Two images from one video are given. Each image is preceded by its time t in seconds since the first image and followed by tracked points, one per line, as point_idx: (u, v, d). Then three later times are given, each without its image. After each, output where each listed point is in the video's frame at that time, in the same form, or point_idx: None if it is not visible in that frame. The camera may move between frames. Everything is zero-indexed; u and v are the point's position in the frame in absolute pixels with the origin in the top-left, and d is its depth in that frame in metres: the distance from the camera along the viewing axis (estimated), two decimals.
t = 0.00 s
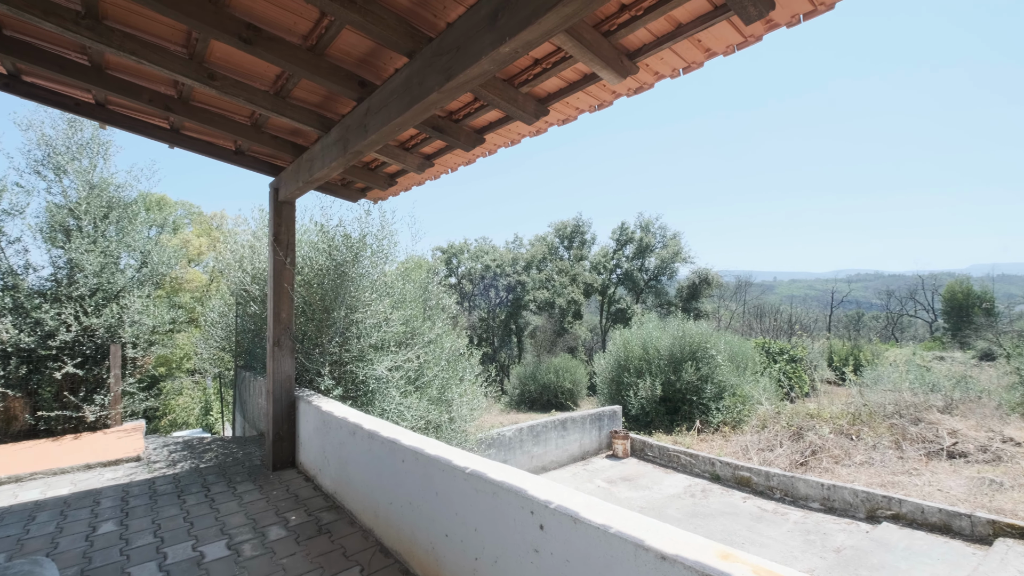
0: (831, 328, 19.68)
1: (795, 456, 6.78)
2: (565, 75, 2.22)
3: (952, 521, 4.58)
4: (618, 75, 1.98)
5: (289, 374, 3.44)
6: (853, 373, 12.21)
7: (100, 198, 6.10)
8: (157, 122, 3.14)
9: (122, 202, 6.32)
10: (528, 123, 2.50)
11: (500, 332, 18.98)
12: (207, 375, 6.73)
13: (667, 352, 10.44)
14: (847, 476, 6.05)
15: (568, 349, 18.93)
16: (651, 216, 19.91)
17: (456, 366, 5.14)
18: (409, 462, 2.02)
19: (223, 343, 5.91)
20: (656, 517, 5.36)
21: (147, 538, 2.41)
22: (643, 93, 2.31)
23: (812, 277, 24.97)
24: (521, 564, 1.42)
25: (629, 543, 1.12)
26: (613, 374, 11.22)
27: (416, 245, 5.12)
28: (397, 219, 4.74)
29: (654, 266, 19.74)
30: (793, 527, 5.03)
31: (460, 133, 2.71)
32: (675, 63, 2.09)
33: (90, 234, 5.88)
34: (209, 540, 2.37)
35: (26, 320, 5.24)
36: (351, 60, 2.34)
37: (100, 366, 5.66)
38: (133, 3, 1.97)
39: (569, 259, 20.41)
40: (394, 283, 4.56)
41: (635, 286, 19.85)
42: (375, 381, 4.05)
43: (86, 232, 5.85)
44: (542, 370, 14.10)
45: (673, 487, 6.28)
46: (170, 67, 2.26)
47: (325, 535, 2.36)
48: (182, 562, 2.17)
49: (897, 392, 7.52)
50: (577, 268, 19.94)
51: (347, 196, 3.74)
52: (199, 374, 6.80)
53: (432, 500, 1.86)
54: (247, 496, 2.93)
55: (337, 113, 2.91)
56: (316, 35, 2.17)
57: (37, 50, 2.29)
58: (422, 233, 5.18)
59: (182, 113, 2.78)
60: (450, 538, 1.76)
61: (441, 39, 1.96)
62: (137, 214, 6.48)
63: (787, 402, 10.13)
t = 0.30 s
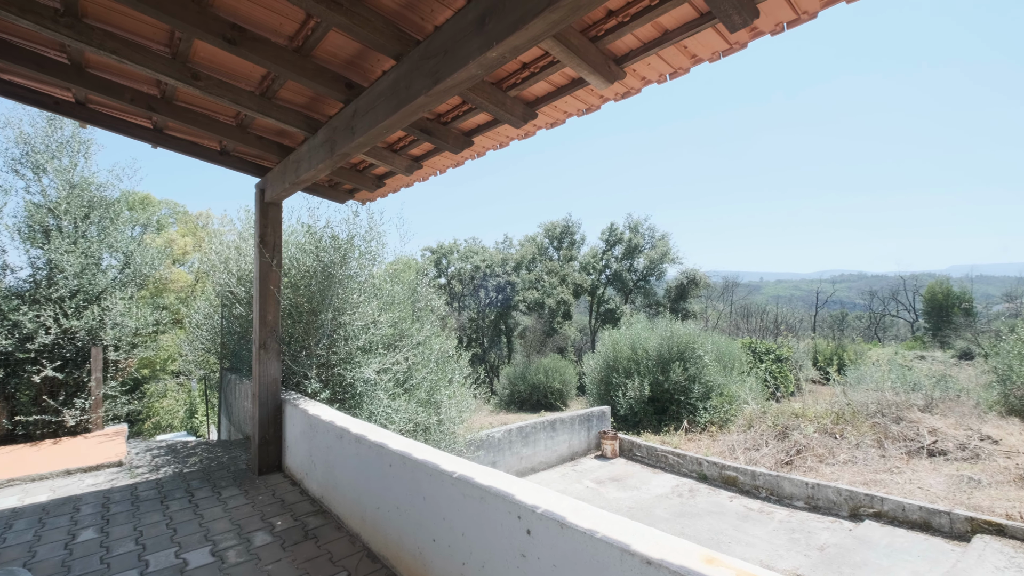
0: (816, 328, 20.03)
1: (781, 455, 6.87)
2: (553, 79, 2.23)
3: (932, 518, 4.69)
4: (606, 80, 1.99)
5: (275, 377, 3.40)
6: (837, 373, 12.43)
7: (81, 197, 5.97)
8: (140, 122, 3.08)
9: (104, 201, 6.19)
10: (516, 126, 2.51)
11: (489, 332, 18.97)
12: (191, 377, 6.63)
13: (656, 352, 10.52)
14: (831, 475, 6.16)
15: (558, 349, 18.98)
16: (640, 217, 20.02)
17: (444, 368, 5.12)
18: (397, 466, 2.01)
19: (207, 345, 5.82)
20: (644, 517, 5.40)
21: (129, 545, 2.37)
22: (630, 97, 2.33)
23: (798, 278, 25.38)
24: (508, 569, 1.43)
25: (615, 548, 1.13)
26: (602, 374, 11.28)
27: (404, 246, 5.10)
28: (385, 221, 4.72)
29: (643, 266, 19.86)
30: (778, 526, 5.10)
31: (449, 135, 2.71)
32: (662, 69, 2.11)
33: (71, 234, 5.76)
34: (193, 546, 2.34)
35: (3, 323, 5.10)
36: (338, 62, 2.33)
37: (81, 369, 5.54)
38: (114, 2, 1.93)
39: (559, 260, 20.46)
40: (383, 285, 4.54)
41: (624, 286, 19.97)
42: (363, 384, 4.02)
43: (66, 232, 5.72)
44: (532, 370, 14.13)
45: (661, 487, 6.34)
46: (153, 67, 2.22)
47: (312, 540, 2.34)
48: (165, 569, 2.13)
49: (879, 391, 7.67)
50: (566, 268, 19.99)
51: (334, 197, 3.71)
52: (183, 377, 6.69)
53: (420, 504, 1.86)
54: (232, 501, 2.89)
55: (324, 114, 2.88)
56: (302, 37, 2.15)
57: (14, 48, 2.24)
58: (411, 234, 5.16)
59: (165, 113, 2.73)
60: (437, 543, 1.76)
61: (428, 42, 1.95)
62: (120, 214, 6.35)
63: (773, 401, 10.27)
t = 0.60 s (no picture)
0: (803, 328, 20.33)
1: (768, 454, 6.95)
2: (543, 83, 2.24)
3: (914, 515, 4.79)
4: (595, 85, 2.01)
5: (264, 380, 3.38)
6: (823, 373, 12.62)
7: (63, 197, 5.87)
8: (124, 122, 3.04)
9: (88, 200, 6.07)
10: (506, 129, 2.51)
11: (480, 333, 18.95)
12: (177, 380, 6.55)
13: (646, 352, 10.59)
14: (818, 474, 6.25)
15: (549, 350, 19.03)
16: (631, 218, 20.13)
17: (435, 370, 5.10)
18: (386, 470, 2.01)
19: (194, 347, 5.75)
20: (633, 517, 5.43)
21: (112, 552, 2.33)
22: (620, 101, 2.35)
23: (786, 278, 25.73)
24: (498, 572, 1.43)
25: (604, 552, 1.14)
26: (592, 375, 11.32)
27: (395, 247, 5.08)
28: (375, 222, 4.71)
29: (634, 267, 19.97)
30: (765, 524, 5.17)
31: (439, 138, 2.71)
32: (651, 74, 2.13)
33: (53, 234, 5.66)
34: (179, 552, 2.31)
35: None
36: (327, 64, 2.31)
37: (63, 372, 5.43)
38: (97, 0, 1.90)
39: (550, 260, 20.50)
40: (372, 286, 4.52)
41: (615, 287, 20.07)
42: (352, 386, 4.00)
43: (48, 232, 5.62)
44: (523, 370, 14.14)
45: (650, 487, 6.38)
46: (138, 67, 2.19)
47: (300, 545, 2.32)
48: None
49: (864, 390, 7.79)
50: (557, 269, 20.03)
51: (323, 198, 3.69)
52: (168, 379, 6.61)
53: (409, 508, 1.85)
54: (219, 505, 2.86)
55: (312, 115, 2.86)
56: (290, 37, 2.13)
57: None
58: (401, 235, 5.14)
59: (150, 113, 2.69)
60: (426, 547, 1.76)
61: (418, 45, 1.95)
62: (104, 214, 6.27)
63: (761, 401, 10.40)
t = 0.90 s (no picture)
0: (791, 328, 20.59)
1: (757, 453, 7.04)
2: (533, 85, 2.25)
3: (898, 512, 4.88)
4: (585, 87, 2.02)
5: (252, 382, 3.35)
6: (810, 372, 12.79)
7: (46, 196, 5.77)
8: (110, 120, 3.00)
9: (72, 199, 6.01)
10: (497, 131, 2.52)
11: (472, 333, 18.94)
12: (164, 381, 6.46)
13: (636, 352, 10.66)
14: (805, 472, 6.34)
15: (540, 350, 19.07)
16: (622, 219, 20.23)
17: (426, 370, 5.09)
18: (376, 472, 2.00)
19: (181, 349, 5.69)
20: (624, 517, 5.47)
21: (96, 558, 2.30)
22: (610, 104, 2.36)
23: (775, 278, 26.03)
24: (488, 573, 1.44)
25: (592, 552, 1.15)
26: (583, 375, 11.37)
27: (386, 248, 5.06)
28: (366, 223, 4.69)
29: (625, 267, 20.07)
30: (753, 523, 5.23)
31: (430, 139, 2.70)
32: (640, 77, 2.14)
33: (36, 233, 5.57)
34: (165, 556, 2.28)
35: None
36: (317, 64, 2.30)
37: (48, 374, 5.28)
38: None
39: (542, 261, 20.53)
40: (363, 287, 4.50)
41: (606, 287, 20.16)
42: (342, 388, 3.98)
43: (31, 232, 5.52)
44: (514, 371, 14.15)
45: (641, 486, 6.42)
46: (123, 65, 2.16)
47: (289, 548, 2.31)
48: None
49: (851, 390, 7.92)
50: (549, 269, 20.06)
51: (313, 199, 3.66)
52: (155, 380, 6.53)
53: (399, 510, 1.85)
54: (206, 509, 2.83)
55: (302, 115, 2.85)
56: (279, 37, 2.12)
57: None
58: (392, 236, 5.12)
59: (137, 112, 2.66)
60: (416, 549, 1.77)
61: (408, 47, 1.95)
62: (89, 214, 6.20)
63: (750, 400, 10.51)
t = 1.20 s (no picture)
0: (780, 328, 20.81)
1: (745, 452, 7.12)
2: (524, 89, 2.26)
3: (883, 510, 4.97)
4: (575, 91, 2.04)
5: (241, 384, 3.33)
6: (798, 371, 12.94)
7: (30, 195, 5.68)
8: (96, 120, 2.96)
9: (57, 198, 5.92)
10: (488, 133, 2.53)
11: (464, 333, 18.91)
12: (151, 383, 6.39)
13: (627, 353, 10.73)
14: (792, 471, 6.43)
15: (532, 350, 19.09)
16: (613, 219, 20.31)
17: (418, 372, 5.07)
18: (366, 474, 2.00)
19: (168, 350, 5.62)
20: (614, 516, 5.50)
21: (80, 564, 2.26)
22: (600, 108, 2.38)
23: (764, 278, 26.31)
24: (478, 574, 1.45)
25: (581, 553, 1.16)
26: (574, 375, 11.41)
27: (377, 248, 5.04)
28: (356, 223, 4.68)
29: (616, 267, 20.16)
30: (742, 521, 5.30)
31: (421, 141, 2.71)
32: (629, 82, 2.17)
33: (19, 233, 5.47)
34: (152, 561, 2.26)
35: None
36: (307, 65, 2.30)
37: (31, 377, 5.20)
38: None
39: (533, 261, 20.55)
40: (354, 288, 4.48)
41: (598, 287, 20.23)
42: (332, 390, 3.96)
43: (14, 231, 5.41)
44: (506, 371, 14.15)
45: (631, 486, 6.47)
46: (110, 65, 2.14)
47: (279, 551, 2.30)
48: None
49: (837, 389, 8.03)
50: (540, 269, 20.09)
51: (303, 199, 3.64)
52: (141, 382, 6.45)
53: (390, 512, 1.86)
54: (195, 512, 2.81)
55: (292, 116, 2.83)
56: (269, 38, 2.11)
57: None
58: (383, 237, 5.11)
59: (123, 112, 2.63)
60: (407, 551, 1.77)
61: (399, 49, 1.95)
62: (74, 214, 6.11)
63: (739, 400, 10.62)
